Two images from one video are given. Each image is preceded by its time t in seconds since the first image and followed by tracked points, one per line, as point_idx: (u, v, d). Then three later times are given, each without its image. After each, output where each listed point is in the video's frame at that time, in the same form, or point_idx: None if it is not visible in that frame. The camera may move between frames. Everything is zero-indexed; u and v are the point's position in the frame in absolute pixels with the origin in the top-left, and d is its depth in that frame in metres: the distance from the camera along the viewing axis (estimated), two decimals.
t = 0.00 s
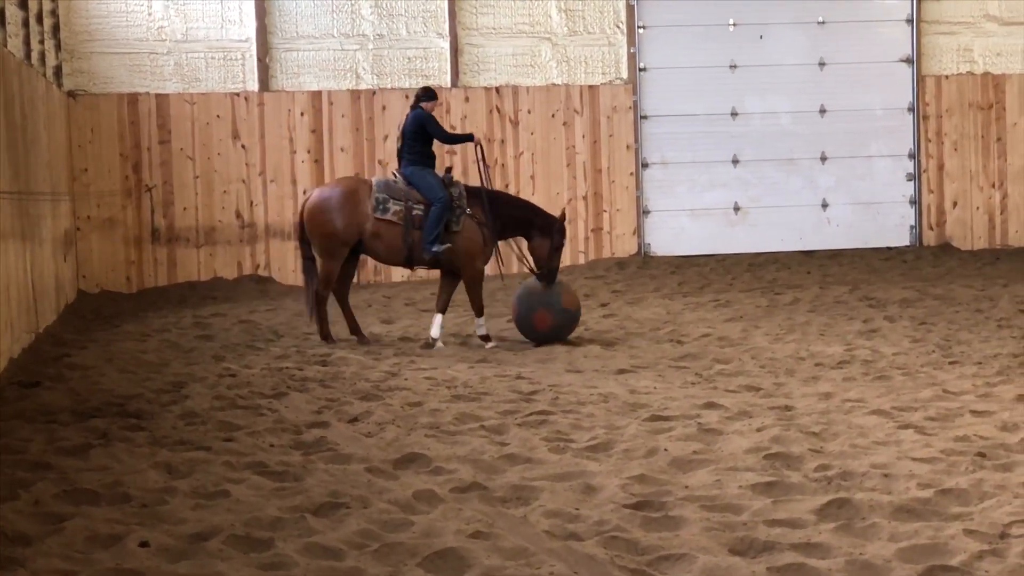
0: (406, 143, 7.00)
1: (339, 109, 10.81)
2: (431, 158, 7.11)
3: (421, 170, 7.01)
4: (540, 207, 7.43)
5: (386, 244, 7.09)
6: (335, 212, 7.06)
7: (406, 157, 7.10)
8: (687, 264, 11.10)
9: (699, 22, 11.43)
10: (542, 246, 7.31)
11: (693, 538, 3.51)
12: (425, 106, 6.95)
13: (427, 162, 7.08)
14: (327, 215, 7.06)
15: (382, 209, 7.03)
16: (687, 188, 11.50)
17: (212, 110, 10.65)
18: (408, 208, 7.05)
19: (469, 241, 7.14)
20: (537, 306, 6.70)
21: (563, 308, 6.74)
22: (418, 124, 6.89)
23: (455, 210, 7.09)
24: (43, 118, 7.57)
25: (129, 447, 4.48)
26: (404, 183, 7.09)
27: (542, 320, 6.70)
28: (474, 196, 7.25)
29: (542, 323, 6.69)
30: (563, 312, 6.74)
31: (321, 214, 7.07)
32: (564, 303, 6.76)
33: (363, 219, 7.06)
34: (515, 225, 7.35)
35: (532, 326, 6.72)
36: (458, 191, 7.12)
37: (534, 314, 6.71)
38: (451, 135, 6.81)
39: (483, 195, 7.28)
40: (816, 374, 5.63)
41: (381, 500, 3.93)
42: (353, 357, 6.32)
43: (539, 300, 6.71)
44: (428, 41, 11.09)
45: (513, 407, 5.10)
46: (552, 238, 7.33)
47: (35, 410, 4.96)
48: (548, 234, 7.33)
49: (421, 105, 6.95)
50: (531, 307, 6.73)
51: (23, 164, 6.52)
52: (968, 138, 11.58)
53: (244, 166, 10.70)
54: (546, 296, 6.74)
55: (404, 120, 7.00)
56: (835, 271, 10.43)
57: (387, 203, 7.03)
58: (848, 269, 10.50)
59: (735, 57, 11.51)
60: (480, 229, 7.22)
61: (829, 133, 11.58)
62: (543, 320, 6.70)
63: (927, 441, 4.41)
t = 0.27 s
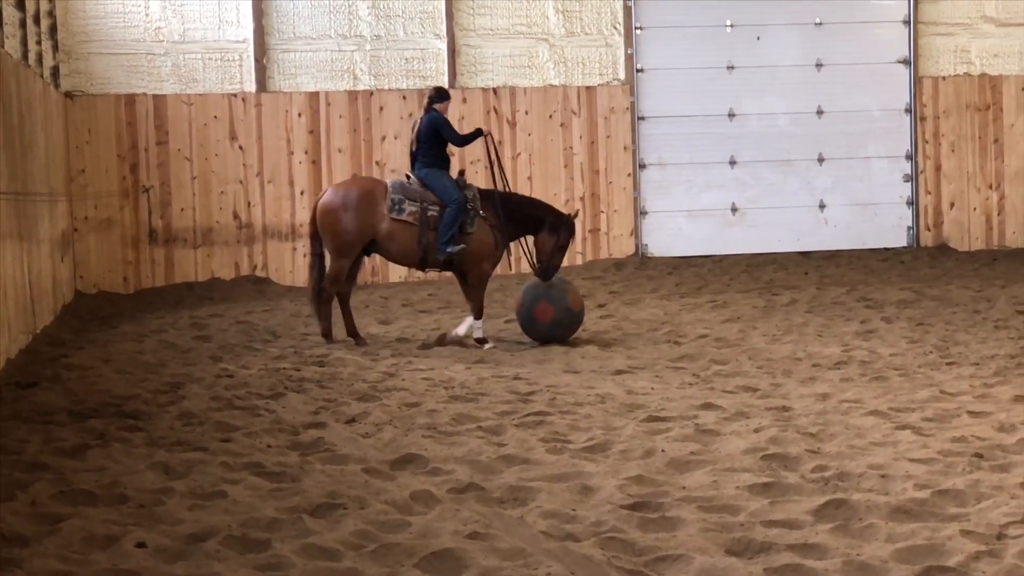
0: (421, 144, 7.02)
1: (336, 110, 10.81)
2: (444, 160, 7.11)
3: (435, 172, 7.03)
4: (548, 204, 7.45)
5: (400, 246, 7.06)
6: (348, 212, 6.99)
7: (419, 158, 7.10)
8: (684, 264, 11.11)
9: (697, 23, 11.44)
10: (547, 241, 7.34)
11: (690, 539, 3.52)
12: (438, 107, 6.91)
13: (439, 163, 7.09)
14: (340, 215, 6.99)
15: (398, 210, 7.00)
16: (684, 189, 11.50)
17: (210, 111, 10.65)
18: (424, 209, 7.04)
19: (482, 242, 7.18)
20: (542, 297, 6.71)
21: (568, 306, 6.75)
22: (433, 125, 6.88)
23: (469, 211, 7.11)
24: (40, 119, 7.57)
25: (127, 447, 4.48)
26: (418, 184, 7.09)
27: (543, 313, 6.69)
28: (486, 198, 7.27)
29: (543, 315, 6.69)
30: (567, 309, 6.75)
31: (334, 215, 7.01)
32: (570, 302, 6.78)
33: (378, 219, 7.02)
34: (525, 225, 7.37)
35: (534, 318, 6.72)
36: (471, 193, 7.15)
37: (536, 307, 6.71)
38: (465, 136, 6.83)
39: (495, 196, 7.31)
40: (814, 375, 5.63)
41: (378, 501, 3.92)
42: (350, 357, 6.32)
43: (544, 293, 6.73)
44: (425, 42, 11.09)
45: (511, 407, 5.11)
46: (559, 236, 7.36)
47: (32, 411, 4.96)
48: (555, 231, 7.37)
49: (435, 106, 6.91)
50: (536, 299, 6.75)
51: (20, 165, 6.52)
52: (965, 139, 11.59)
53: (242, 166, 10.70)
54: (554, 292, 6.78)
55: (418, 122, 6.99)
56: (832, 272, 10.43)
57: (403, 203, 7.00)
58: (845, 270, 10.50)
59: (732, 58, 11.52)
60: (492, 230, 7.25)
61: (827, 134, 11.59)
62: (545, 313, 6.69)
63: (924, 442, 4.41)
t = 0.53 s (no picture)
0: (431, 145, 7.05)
1: (334, 110, 10.81)
2: (453, 160, 7.16)
3: (444, 172, 7.06)
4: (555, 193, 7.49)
5: (411, 248, 7.10)
6: (360, 216, 7.02)
7: (429, 159, 7.14)
8: (683, 264, 11.11)
9: (695, 23, 11.44)
10: (559, 228, 7.42)
11: (688, 539, 3.52)
12: (450, 109, 6.96)
13: (449, 164, 7.15)
14: (352, 219, 7.02)
15: (407, 211, 7.05)
16: (682, 189, 11.50)
17: (208, 111, 10.65)
18: (433, 209, 7.08)
19: (492, 240, 7.18)
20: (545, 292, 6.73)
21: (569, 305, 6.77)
22: (443, 127, 6.90)
23: (478, 211, 7.11)
24: (38, 119, 7.57)
25: (124, 448, 4.48)
26: (428, 184, 7.13)
27: (541, 310, 6.69)
28: (494, 196, 7.26)
29: (540, 312, 6.70)
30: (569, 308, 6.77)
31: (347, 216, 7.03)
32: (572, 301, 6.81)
33: (389, 222, 7.06)
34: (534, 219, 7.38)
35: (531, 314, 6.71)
36: (481, 191, 7.15)
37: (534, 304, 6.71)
38: (474, 137, 6.83)
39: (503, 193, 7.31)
40: (812, 375, 5.63)
41: (376, 501, 3.93)
42: (349, 358, 6.32)
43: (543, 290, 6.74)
44: (423, 42, 11.09)
45: (509, 407, 5.11)
46: (569, 222, 7.44)
47: (30, 411, 4.96)
48: (565, 218, 7.43)
49: (447, 108, 6.95)
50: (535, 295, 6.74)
51: (18, 165, 6.52)
52: (963, 139, 11.59)
53: (240, 167, 10.71)
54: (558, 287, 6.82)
55: (429, 123, 7.02)
56: (830, 272, 10.44)
57: (412, 204, 7.05)
58: (843, 270, 10.51)
59: (730, 58, 11.52)
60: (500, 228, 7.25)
61: (825, 134, 11.59)
62: (542, 311, 6.69)
63: (922, 442, 4.41)
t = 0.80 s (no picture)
0: (441, 144, 7.07)
1: (332, 110, 10.81)
2: (461, 159, 7.19)
3: (452, 171, 7.09)
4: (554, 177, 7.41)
5: (423, 248, 7.16)
6: (373, 219, 7.04)
7: (438, 158, 7.17)
8: (681, 264, 11.11)
9: (693, 23, 11.44)
10: (562, 209, 7.34)
11: (686, 539, 3.52)
12: (460, 109, 6.94)
13: (457, 163, 7.17)
14: (365, 222, 7.03)
15: (416, 210, 7.10)
16: (680, 189, 11.50)
17: (207, 110, 10.64)
18: (441, 209, 7.12)
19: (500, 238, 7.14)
20: (562, 281, 6.84)
21: (575, 301, 6.78)
22: (453, 127, 6.92)
23: (486, 208, 7.08)
24: (37, 119, 7.57)
25: (123, 448, 4.48)
26: (436, 184, 7.17)
27: (547, 293, 6.83)
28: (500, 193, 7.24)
29: (546, 295, 6.82)
30: (575, 306, 6.75)
31: (362, 217, 7.05)
32: (582, 302, 6.79)
33: (402, 224, 7.10)
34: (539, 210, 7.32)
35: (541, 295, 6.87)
36: (488, 190, 7.14)
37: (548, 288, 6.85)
38: (481, 135, 6.80)
39: (508, 188, 7.28)
40: (810, 375, 5.63)
41: (375, 501, 3.92)
42: (347, 358, 6.32)
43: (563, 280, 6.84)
44: (422, 42, 11.09)
45: (508, 407, 5.11)
46: (571, 200, 7.34)
47: (29, 411, 4.96)
48: (566, 198, 7.34)
49: (457, 108, 6.94)
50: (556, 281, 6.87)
51: (17, 165, 6.52)
52: (962, 139, 11.59)
53: (239, 166, 10.70)
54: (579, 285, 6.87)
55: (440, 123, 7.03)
56: (829, 271, 10.44)
57: (420, 203, 7.11)
58: (841, 270, 10.51)
59: (729, 58, 11.52)
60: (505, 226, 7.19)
61: (824, 134, 11.59)
62: (548, 294, 6.82)
63: (920, 442, 4.41)
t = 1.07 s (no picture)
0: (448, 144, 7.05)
1: (331, 110, 10.81)
2: (468, 158, 7.17)
3: (460, 170, 7.08)
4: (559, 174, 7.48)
5: (433, 248, 7.16)
6: (386, 217, 7.01)
7: (444, 158, 7.15)
8: (680, 264, 11.11)
9: (692, 22, 11.45)
10: (570, 206, 7.44)
11: (685, 539, 3.51)
12: (467, 110, 6.91)
13: (464, 162, 7.15)
14: (377, 220, 7.00)
15: (426, 208, 7.09)
16: (679, 188, 11.50)
17: (205, 110, 10.64)
18: (451, 207, 7.11)
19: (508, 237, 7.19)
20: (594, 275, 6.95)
21: (582, 295, 6.84)
22: (460, 128, 6.89)
23: (495, 207, 7.11)
24: (35, 119, 7.57)
25: (121, 447, 4.48)
26: (444, 182, 7.16)
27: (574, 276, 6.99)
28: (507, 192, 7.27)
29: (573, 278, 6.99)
30: (584, 296, 6.82)
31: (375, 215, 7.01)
32: (591, 298, 6.83)
33: (413, 222, 7.07)
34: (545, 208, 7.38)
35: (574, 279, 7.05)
36: (496, 189, 7.15)
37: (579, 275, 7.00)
38: (490, 135, 6.81)
39: (514, 187, 7.31)
40: (809, 375, 5.64)
41: (373, 501, 3.92)
42: (346, 357, 6.32)
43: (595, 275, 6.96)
44: (420, 41, 11.09)
45: (506, 407, 5.11)
46: (577, 196, 7.44)
47: (27, 410, 4.96)
48: (572, 194, 7.43)
49: (463, 108, 6.91)
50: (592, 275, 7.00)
51: (15, 164, 6.52)
52: (960, 139, 11.59)
53: (237, 166, 10.70)
54: (603, 288, 6.92)
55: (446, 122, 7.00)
56: (827, 271, 10.45)
57: (430, 201, 7.09)
58: (840, 270, 10.52)
59: (727, 58, 11.52)
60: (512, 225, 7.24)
61: (822, 134, 11.60)
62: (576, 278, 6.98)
63: (919, 442, 4.41)
